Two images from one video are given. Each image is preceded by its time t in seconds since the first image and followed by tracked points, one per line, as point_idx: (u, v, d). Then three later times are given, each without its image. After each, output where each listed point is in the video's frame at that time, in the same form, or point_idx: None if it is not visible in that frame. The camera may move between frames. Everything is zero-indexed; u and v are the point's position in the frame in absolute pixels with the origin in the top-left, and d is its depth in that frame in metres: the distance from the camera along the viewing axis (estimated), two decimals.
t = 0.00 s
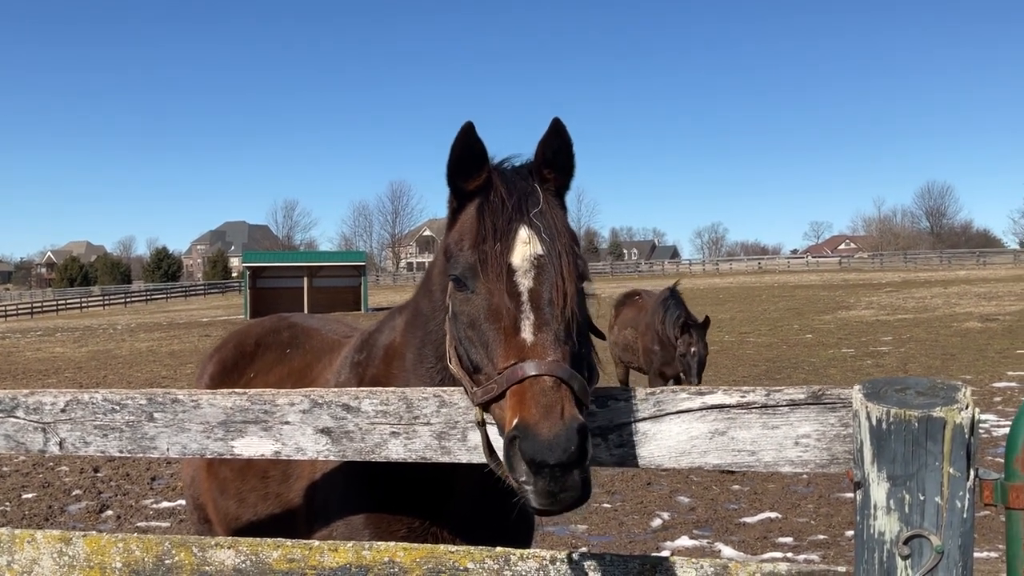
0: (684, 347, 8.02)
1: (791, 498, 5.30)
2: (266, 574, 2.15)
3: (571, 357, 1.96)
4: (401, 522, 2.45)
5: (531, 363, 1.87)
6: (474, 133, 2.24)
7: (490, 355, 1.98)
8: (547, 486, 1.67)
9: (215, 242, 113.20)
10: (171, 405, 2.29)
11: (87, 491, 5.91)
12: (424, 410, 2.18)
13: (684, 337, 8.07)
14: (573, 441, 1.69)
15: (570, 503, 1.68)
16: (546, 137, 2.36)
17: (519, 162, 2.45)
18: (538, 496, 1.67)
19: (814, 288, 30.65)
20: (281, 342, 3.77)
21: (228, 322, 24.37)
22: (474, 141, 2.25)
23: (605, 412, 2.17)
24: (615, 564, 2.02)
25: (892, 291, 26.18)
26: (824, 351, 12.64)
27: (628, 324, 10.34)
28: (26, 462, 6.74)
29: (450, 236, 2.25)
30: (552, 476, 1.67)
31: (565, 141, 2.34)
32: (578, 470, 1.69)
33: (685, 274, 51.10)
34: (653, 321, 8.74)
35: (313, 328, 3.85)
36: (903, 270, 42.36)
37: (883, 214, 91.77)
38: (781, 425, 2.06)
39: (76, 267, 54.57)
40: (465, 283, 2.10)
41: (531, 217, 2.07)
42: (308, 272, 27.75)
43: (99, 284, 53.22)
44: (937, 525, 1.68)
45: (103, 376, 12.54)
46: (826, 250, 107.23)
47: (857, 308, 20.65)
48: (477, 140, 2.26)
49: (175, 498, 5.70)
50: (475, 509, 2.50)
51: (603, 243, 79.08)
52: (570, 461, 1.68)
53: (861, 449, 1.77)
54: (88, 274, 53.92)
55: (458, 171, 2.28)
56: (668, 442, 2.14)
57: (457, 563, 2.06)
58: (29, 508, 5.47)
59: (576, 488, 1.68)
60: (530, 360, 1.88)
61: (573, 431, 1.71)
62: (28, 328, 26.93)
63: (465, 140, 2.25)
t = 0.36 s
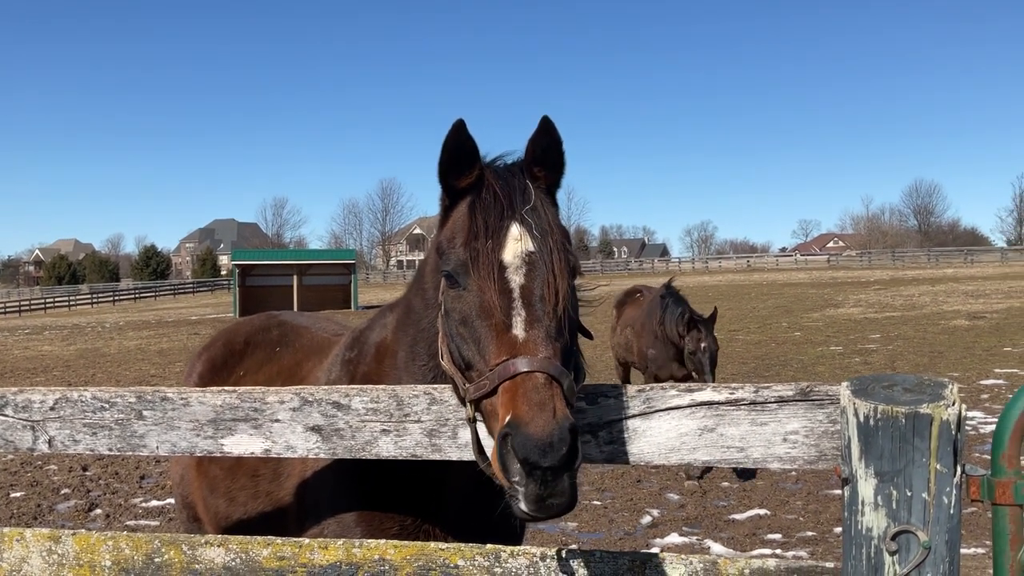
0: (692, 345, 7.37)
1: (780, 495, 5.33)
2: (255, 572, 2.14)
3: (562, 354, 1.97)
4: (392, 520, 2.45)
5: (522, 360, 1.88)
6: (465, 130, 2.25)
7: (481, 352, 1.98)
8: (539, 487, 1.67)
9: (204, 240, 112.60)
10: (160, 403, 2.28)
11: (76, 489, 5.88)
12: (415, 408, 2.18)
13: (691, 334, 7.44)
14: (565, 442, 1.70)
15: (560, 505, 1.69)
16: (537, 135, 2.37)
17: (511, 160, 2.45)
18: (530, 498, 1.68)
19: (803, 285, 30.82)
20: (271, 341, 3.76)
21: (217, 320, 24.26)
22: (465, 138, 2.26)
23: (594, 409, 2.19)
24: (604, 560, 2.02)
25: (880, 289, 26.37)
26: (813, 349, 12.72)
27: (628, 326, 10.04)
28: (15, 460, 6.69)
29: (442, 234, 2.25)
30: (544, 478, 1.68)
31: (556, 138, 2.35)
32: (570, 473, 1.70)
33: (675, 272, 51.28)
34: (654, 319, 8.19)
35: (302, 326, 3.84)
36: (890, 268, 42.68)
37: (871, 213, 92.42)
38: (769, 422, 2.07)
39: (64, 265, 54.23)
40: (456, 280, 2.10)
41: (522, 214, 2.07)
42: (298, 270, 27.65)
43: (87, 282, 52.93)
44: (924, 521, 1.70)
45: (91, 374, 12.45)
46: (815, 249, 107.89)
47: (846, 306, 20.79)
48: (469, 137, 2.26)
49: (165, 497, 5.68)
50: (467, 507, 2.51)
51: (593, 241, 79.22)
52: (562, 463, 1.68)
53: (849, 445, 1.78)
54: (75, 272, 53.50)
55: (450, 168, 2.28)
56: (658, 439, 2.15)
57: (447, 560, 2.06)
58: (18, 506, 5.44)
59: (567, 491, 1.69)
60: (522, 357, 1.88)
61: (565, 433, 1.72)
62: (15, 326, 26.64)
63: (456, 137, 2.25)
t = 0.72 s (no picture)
0: (694, 351, 7.36)
1: (769, 491, 5.36)
2: (245, 569, 2.14)
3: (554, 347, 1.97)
4: (383, 517, 2.45)
5: (515, 352, 1.88)
6: (454, 126, 2.25)
7: (473, 345, 1.98)
8: (521, 480, 1.68)
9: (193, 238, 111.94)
10: (149, 400, 2.27)
11: (63, 487, 5.83)
12: (405, 404, 2.17)
13: (692, 341, 7.43)
14: (556, 436, 1.70)
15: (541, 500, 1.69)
16: (526, 130, 2.37)
17: (500, 155, 2.45)
18: (511, 488, 1.68)
19: (792, 282, 30.96)
20: (260, 337, 3.75)
21: (205, 317, 24.11)
22: (454, 134, 2.26)
23: (584, 405, 2.19)
24: (594, 556, 2.03)
25: (868, 286, 26.54)
26: (801, 345, 12.79)
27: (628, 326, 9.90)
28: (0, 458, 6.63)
29: (432, 229, 2.25)
30: (531, 471, 1.68)
31: (545, 133, 2.36)
32: (557, 471, 1.70)
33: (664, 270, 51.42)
34: (654, 322, 8.15)
35: (291, 323, 3.83)
36: (878, 265, 42.97)
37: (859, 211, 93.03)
38: (759, 417, 2.08)
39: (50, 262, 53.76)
40: (448, 274, 2.10)
41: (513, 208, 2.07)
42: (287, 267, 27.52)
43: (74, 279, 52.46)
44: (912, 515, 1.71)
45: (77, 372, 12.34)
46: (805, 247, 108.49)
47: (834, 303, 20.91)
48: (457, 133, 2.26)
49: (153, 494, 5.64)
50: (458, 503, 2.52)
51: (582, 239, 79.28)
52: (552, 458, 1.68)
53: (838, 440, 1.80)
54: (62, 269, 53.02)
55: (439, 164, 2.28)
56: (648, 435, 2.16)
57: (437, 556, 2.06)
58: (4, 504, 5.39)
59: (552, 486, 1.69)
60: (514, 350, 1.89)
61: (558, 427, 1.72)
62: None
63: (445, 133, 2.25)
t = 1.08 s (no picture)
0: (691, 350, 7.30)
1: (758, 486, 5.40)
2: (235, 565, 2.13)
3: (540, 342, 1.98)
4: (374, 513, 2.46)
5: (499, 347, 1.89)
6: (442, 120, 2.25)
7: (459, 340, 1.98)
8: (514, 474, 1.68)
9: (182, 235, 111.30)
10: (138, 396, 2.26)
11: (52, 484, 5.79)
12: (395, 400, 2.17)
13: (691, 338, 7.37)
14: (541, 428, 1.71)
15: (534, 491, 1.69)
16: (517, 125, 2.37)
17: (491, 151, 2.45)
18: (504, 483, 1.68)
19: (781, 279, 31.12)
20: (251, 333, 3.74)
21: (194, 314, 23.99)
22: (443, 128, 2.26)
23: (575, 400, 2.20)
24: (585, 551, 2.04)
25: (857, 282, 26.69)
26: (790, 342, 12.86)
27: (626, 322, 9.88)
28: None
29: (420, 224, 2.25)
30: (520, 464, 1.68)
31: (535, 129, 2.36)
32: (547, 460, 1.71)
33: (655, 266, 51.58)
34: (653, 317, 8.08)
35: (282, 319, 3.82)
36: (867, 261, 43.28)
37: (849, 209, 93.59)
38: (749, 412, 2.10)
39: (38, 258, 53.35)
40: (434, 269, 2.10)
41: (501, 204, 2.08)
42: (277, 264, 27.41)
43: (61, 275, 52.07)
44: (901, 509, 1.72)
45: (65, 369, 12.25)
46: (794, 244, 109.05)
47: (823, 299, 21.03)
48: (446, 127, 2.26)
49: (142, 492, 5.61)
50: (449, 500, 2.52)
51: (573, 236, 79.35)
52: (538, 449, 1.70)
53: (826, 435, 1.81)
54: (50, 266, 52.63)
55: (428, 158, 2.28)
56: (638, 430, 2.17)
57: (428, 551, 2.07)
58: None
59: (543, 478, 1.69)
60: (499, 345, 1.89)
61: (543, 419, 1.73)
62: None
63: (434, 127, 2.25)
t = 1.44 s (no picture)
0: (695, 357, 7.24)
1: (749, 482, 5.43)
2: (228, 562, 2.13)
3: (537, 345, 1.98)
4: (368, 510, 2.46)
5: (497, 351, 1.89)
6: (439, 121, 2.25)
7: (457, 343, 1.98)
8: (514, 475, 1.70)
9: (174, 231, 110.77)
10: (130, 393, 2.25)
11: (43, 481, 5.77)
12: (388, 397, 2.18)
13: (694, 346, 7.31)
14: (540, 431, 1.72)
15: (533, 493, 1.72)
16: (513, 126, 2.37)
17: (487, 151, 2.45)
18: (503, 484, 1.70)
19: (773, 275, 31.22)
20: (244, 330, 3.73)
21: (185, 311, 23.90)
22: (439, 129, 2.26)
23: (567, 397, 2.21)
24: (577, 546, 2.04)
25: (848, 279, 26.82)
26: (782, 338, 12.92)
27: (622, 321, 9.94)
28: None
29: (417, 226, 2.25)
30: (519, 466, 1.70)
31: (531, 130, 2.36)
32: (546, 460, 1.73)
33: (648, 262, 51.68)
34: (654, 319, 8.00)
35: (276, 315, 3.81)
36: (858, 257, 43.53)
37: (841, 205, 93.98)
38: (740, 408, 2.11)
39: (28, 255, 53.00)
40: (431, 271, 2.10)
41: (498, 206, 2.08)
42: (269, 260, 27.32)
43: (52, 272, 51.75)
44: (891, 504, 1.74)
45: (55, 366, 12.18)
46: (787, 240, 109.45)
47: (814, 296, 21.13)
48: (443, 128, 2.26)
49: (134, 488, 5.60)
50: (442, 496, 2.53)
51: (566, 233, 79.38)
52: (537, 452, 1.71)
53: (817, 430, 1.82)
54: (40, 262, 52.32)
55: (425, 159, 2.28)
56: (630, 426, 2.18)
57: (421, 548, 2.07)
58: None
59: (541, 480, 1.71)
60: (497, 349, 1.89)
61: (541, 422, 1.73)
62: None
63: (430, 127, 2.25)
